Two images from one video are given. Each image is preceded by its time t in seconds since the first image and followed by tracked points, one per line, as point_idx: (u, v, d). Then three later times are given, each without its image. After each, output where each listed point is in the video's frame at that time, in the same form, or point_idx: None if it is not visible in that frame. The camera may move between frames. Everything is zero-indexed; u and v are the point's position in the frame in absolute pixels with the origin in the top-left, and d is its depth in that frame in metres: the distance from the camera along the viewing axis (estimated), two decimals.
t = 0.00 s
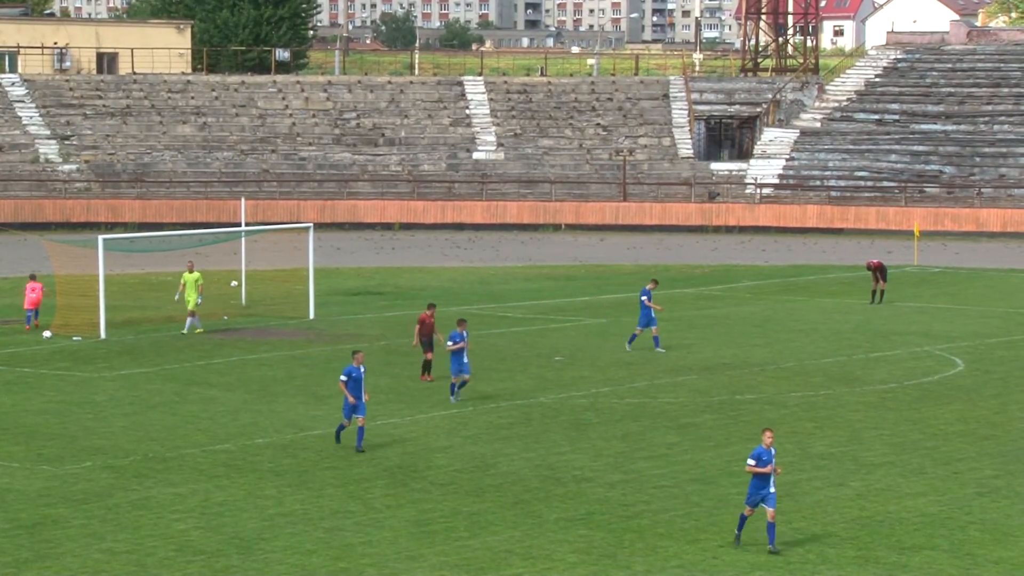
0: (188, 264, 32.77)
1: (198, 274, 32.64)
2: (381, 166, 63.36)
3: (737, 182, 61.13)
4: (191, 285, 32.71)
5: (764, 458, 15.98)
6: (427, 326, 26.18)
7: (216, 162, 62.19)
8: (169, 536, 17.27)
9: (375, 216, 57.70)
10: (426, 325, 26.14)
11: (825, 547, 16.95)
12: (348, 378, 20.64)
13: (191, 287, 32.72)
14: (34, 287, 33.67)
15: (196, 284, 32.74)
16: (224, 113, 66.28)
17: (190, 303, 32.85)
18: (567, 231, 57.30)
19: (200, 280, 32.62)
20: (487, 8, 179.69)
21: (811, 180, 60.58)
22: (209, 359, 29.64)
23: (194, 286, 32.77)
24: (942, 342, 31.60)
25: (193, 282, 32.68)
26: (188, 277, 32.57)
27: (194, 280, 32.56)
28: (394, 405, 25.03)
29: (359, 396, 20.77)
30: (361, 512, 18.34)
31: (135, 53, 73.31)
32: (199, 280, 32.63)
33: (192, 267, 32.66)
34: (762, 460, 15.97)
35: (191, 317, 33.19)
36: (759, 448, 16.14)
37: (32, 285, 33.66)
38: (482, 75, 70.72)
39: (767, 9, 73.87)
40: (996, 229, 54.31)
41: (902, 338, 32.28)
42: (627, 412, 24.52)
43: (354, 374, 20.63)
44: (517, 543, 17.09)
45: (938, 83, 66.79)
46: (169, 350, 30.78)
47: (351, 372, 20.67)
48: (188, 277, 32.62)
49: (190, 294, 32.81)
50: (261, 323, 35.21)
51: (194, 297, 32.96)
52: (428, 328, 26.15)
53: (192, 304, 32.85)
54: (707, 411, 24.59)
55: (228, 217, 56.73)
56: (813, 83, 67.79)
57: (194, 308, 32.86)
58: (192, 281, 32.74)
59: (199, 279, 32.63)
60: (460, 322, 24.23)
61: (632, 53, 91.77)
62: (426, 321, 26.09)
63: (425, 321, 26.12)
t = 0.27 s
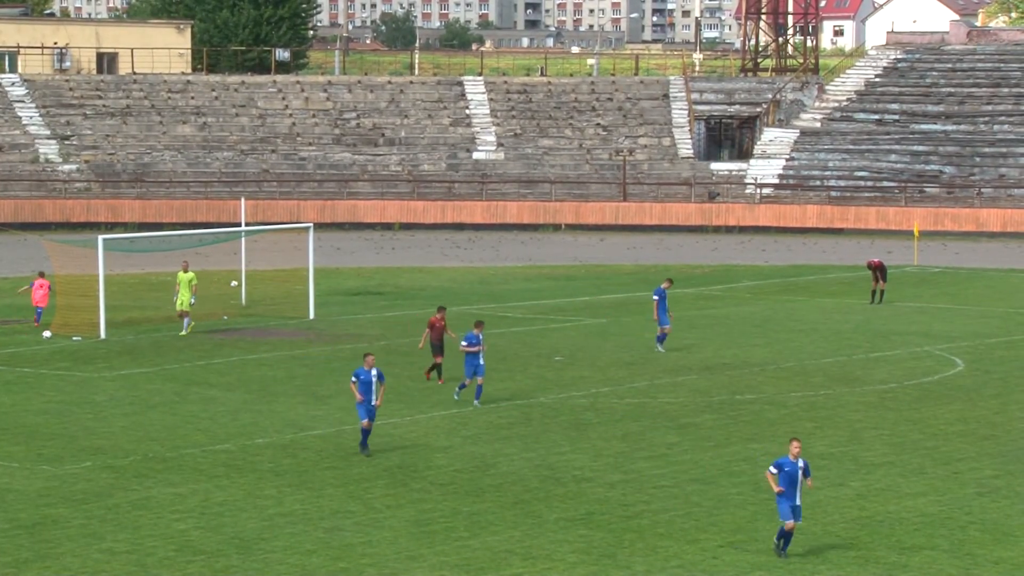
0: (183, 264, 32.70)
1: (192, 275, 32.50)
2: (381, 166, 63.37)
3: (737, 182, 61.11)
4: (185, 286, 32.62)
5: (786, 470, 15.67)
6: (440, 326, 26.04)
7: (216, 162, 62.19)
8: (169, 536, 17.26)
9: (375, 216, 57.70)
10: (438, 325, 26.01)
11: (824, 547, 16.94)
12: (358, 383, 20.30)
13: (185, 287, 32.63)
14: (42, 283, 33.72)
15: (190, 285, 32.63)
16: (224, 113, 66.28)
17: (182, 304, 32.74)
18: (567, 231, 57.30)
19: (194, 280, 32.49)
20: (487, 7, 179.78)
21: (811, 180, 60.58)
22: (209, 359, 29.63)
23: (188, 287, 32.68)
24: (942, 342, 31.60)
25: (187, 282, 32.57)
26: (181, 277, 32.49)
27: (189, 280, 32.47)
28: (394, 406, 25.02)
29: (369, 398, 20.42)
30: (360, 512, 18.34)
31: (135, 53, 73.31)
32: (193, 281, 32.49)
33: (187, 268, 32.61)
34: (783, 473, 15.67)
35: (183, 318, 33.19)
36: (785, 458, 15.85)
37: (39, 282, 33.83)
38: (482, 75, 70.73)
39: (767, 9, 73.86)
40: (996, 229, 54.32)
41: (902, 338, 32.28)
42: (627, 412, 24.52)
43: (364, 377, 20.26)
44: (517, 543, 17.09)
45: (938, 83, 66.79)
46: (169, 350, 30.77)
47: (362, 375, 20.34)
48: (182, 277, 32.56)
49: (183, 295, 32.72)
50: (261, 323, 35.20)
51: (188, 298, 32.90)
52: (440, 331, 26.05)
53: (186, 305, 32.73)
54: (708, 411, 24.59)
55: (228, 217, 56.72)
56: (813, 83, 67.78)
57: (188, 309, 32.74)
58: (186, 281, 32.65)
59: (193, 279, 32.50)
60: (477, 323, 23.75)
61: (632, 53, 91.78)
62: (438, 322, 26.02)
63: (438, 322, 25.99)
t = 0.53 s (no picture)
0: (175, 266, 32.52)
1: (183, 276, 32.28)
2: (380, 166, 63.36)
3: (737, 182, 61.10)
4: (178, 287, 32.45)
5: (819, 483, 15.37)
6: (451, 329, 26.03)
7: (216, 162, 62.19)
8: (169, 536, 17.26)
9: (375, 216, 57.69)
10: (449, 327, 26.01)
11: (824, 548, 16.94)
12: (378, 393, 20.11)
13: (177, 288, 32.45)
14: (50, 279, 33.61)
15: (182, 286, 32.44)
16: (224, 113, 66.28)
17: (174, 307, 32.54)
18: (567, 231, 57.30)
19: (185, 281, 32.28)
20: (487, 8, 179.85)
21: (811, 180, 60.57)
22: (209, 359, 29.63)
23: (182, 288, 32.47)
24: (942, 342, 31.60)
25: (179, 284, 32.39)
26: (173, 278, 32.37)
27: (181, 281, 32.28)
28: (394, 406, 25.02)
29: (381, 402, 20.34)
30: (360, 512, 18.33)
31: (135, 53, 73.31)
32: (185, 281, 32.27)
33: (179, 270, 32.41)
34: (816, 485, 15.37)
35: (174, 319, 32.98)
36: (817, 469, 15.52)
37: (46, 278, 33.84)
38: (482, 75, 70.73)
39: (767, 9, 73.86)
40: (996, 229, 54.31)
41: (903, 338, 32.27)
42: (628, 412, 24.52)
43: (381, 385, 20.12)
44: (517, 543, 17.08)
45: (938, 83, 66.79)
46: (168, 350, 30.76)
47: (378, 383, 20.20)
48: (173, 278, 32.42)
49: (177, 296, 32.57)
50: (261, 323, 35.19)
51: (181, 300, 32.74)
52: (451, 331, 26.03)
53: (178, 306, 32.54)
54: (708, 411, 24.59)
55: (228, 217, 56.69)
56: (813, 83, 67.77)
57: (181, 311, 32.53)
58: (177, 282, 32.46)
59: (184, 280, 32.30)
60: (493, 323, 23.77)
61: (632, 53, 91.79)
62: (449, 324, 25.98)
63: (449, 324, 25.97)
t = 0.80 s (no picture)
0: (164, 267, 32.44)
1: (174, 276, 32.22)
2: (380, 166, 63.35)
3: (736, 182, 61.11)
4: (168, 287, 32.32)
5: (856, 482, 15.28)
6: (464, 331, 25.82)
7: (216, 162, 62.19)
8: (168, 536, 17.25)
9: (374, 216, 57.68)
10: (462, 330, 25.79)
11: (824, 548, 16.94)
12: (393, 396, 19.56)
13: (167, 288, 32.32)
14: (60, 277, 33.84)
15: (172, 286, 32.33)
16: (224, 113, 66.27)
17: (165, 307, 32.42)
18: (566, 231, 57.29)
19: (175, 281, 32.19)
20: (487, 8, 179.94)
21: (811, 180, 60.56)
22: (209, 359, 29.62)
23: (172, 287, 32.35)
24: (942, 342, 31.60)
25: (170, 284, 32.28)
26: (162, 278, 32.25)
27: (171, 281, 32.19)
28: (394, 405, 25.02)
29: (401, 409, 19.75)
30: (360, 512, 18.32)
31: (135, 53, 73.31)
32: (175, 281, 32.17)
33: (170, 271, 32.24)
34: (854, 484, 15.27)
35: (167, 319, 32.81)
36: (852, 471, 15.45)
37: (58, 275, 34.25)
38: (482, 75, 70.73)
39: (767, 9, 73.86)
40: (996, 229, 54.34)
41: (902, 338, 32.27)
42: (627, 412, 24.51)
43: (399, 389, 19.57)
44: (516, 543, 17.08)
45: (938, 83, 66.80)
46: (168, 351, 30.75)
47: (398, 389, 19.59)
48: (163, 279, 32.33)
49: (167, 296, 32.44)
50: (261, 323, 35.18)
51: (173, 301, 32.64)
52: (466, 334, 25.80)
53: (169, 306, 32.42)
54: (708, 411, 24.58)
55: (228, 217, 56.67)
56: (813, 83, 67.75)
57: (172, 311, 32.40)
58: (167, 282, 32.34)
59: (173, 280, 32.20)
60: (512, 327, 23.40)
61: (632, 53, 91.82)
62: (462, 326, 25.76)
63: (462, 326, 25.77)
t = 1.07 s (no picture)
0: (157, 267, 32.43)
1: (166, 275, 32.22)
2: (380, 166, 63.34)
3: (736, 182, 61.10)
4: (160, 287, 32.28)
5: (877, 488, 15.20)
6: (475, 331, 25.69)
7: (216, 162, 62.19)
8: (168, 536, 17.25)
9: (374, 216, 57.68)
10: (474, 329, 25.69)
11: (824, 547, 16.94)
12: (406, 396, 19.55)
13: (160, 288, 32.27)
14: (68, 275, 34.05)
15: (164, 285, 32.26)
16: (224, 113, 66.27)
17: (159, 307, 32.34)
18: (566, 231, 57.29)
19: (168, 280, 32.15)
20: (487, 8, 179.97)
21: (811, 180, 60.55)
22: (208, 359, 29.63)
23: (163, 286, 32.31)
24: (942, 342, 31.60)
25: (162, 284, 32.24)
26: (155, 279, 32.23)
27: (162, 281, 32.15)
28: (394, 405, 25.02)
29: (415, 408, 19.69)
30: (360, 512, 18.33)
31: (135, 53, 73.32)
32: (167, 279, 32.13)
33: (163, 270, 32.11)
34: (873, 490, 15.19)
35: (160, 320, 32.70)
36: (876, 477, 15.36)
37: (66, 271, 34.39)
38: (482, 75, 70.74)
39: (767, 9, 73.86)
40: (996, 229, 54.34)
41: (902, 338, 32.27)
42: (627, 412, 24.51)
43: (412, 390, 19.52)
44: (516, 543, 17.08)
45: (938, 83, 66.81)
46: (167, 351, 30.74)
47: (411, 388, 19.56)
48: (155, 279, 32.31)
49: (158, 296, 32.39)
50: (261, 323, 35.17)
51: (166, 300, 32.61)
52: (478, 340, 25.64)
53: (162, 306, 32.37)
54: (708, 411, 24.58)
55: (228, 217, 56.66)
56: (813, 83, 67.75)
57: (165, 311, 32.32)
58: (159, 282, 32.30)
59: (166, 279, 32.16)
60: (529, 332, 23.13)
61: (632, 53, 91.85)
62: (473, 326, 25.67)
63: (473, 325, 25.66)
